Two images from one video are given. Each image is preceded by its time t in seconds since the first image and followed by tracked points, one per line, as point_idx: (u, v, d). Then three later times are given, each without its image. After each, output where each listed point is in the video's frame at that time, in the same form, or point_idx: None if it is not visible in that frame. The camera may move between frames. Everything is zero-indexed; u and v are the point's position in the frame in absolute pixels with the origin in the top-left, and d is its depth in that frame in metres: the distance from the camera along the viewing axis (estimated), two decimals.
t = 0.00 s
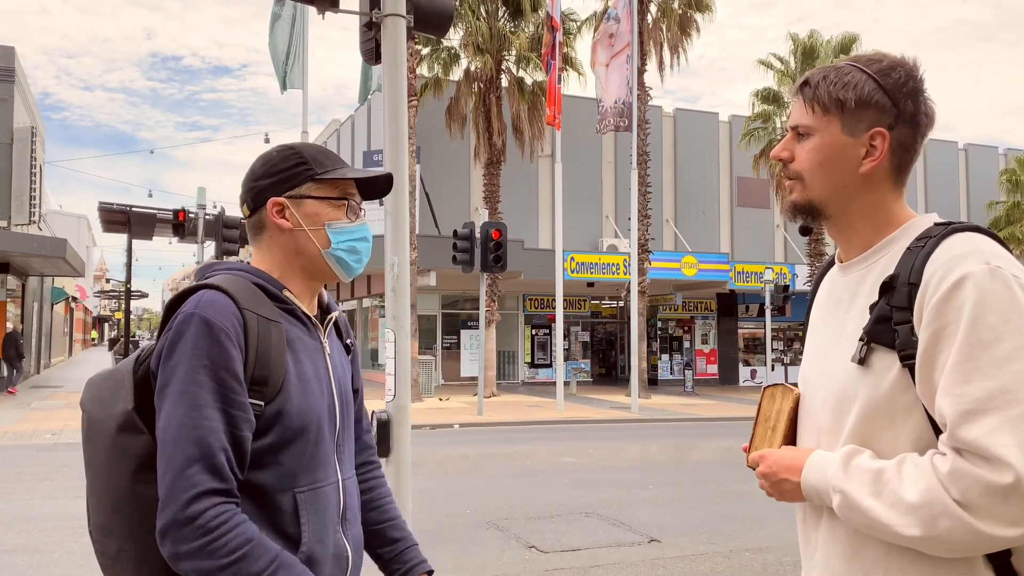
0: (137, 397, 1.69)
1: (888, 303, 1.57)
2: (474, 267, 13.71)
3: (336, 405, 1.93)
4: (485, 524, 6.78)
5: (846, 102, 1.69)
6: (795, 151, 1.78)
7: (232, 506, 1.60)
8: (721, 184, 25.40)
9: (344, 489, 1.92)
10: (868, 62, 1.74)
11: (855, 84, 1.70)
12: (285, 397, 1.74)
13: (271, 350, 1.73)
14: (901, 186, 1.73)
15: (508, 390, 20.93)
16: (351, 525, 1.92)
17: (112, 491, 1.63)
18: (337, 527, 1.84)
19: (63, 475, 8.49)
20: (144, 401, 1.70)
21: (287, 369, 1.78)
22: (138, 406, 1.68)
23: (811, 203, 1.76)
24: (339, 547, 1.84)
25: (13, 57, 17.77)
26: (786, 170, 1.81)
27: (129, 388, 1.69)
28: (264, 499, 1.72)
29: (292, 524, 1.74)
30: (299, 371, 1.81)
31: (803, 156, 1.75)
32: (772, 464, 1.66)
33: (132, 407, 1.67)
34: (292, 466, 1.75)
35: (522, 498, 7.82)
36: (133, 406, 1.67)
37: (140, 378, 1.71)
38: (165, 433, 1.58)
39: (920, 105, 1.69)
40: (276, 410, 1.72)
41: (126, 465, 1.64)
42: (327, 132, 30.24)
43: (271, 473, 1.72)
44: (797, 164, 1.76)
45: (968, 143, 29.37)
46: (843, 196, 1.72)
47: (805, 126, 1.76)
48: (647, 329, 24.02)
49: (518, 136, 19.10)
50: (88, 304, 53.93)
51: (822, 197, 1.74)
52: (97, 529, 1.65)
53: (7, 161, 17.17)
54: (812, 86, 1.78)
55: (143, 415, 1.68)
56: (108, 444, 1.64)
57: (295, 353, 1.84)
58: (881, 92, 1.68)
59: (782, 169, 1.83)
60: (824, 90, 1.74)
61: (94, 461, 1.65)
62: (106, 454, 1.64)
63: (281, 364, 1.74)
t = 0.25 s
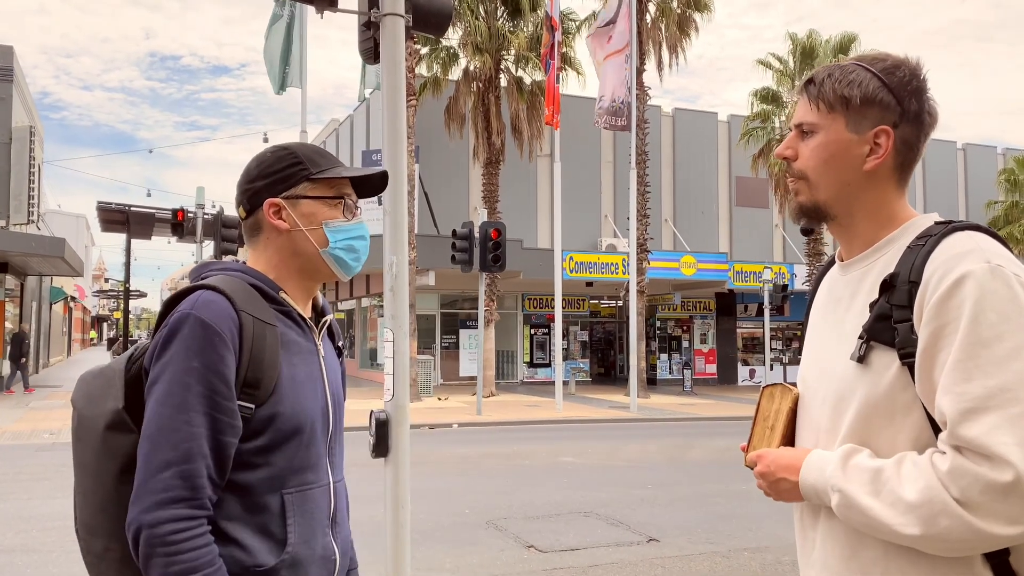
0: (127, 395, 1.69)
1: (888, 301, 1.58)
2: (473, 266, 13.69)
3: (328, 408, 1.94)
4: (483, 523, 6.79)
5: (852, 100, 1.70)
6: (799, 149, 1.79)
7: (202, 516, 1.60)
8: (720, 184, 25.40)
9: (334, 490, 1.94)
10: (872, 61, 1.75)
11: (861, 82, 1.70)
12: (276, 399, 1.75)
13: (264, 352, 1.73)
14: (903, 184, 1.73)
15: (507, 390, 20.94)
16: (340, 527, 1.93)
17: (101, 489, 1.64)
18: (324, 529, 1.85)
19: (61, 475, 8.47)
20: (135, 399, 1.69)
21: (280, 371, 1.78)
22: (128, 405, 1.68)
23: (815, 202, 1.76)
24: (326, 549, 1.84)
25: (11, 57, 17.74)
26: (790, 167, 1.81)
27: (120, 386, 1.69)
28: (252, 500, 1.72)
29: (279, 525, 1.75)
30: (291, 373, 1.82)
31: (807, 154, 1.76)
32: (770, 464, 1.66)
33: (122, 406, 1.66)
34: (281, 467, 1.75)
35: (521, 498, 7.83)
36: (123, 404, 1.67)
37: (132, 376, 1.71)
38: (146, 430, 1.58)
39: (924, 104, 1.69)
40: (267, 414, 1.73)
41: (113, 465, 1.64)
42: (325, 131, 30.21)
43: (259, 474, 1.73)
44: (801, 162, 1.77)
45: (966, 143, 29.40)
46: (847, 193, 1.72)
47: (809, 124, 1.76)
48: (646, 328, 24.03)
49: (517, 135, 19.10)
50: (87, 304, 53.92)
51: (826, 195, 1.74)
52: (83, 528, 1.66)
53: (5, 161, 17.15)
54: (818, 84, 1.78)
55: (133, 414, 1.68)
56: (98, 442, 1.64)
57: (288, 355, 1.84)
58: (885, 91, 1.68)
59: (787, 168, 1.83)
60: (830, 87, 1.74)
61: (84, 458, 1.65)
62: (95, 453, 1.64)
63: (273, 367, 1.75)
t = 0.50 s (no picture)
0: (120, 397, 1.69)
1: (880, 300, 1.58)
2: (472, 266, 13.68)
3: (318, 409, 1.94)
4: (482, 523, 6.79)
5: (863, 93, 1.70)
6: (807, 142, 1.78)
7: (204, 516, 1.60)
8: (718, 183, 25.41)
9: (324, 491, 1.93)
10: (883, 60, 1.76)
11: (872, 78, 1.71)
12: (267, 401, 1.75)
13: (255, 352, 1.74)
14: (908, 184, 1.73)
15: (505, 390, 20.94)
16: (329, 528, 1.93)
17: (93, 490, 1.63)
18: (315, 531, 1.85)
19: (60, 475, 8.47)
20: (128, 401, 1.69)
21: (270, 372, 1.79)
22: (121, 406, 1.67)
23: (819, 193, 1.76)
24: (317, 550, 1.84)
25: (10, 56, 17.73)
26: (797, 161, 1.81)
27: (112, 388, 1.68)
28: (243, 501, 1.72)
29: (269, 526, 1.75)
30: (282, 374, 1.83)
31: (814, 147, 1.76)
32: (697, 438, 1.60)
33: (115, 407, 1.66)
34: (273, 468, 1.75)
35: (519, 498, 7.83)
36: (116, 406, 1.66)
37: (124, 378, 1.71)
38: (143, 433, 1.57)
39: (931, 106, 1.70)
40: (258, 414, 1.73)
41: (107, 465, 1.64)
42: (324, 131, 30.19)
43: (249, 475, 1.72)
44: (808, 154, 1.77)
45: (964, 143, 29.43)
46: (852, 186, 1.72)
47: (819, 116, 1.76)
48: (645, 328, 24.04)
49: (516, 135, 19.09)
50: (85, 304, 53.84)
51: (830, 188, 1.74)
52: (73, 528, 1.66)
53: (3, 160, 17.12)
54: (829, 79, 1.79)
55: (126, 415, 1.67)
56: (90, 443, 1.63)
57: (278, 356, 1.85)
58: (895, 88, 1.68)
59: (794, 161, 1.83)
60: (842, 82, 1.75)
61: (74, 459, 1.65)
62: (86, 453, 1.64)
63: (264, 368, 1.75)
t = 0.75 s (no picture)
0: (115, 397, 1.69)
1: (870, 297, 1.57)
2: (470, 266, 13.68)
3: (313, 407, 1.94)
4: (480, 523, 6.79)
5: (868, 91, 1.70)
6: (811, 140, 1.78)
7: (204, 515, 1.60)
8: (716, 183, 25.42)
9: (322, 489, 1.93)
10: (887, 64, 1.77)
11: (876, 78, 1.71)
12: (262, 398, 1.75)
13: (248, 350, 1.75)
14: (912, 185, 1.74)
15: (503, 390, 20.94)
16: (327, 526, 1.93)
17: (90, 491, 1.64)
18: (313, 527, 1.84)
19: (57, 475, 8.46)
20: (122, 401, 1.70)
21: (264, 368, 1.79)
22: (116, 406, 1.68)
23: (824, 189, 1.75)
24: (315, 546, 1.84)
25: (8, 56, 17.72)
26: (800, 158, 1.81)
27: (107, 389, 1.69)
28: (239, 499, 1.72)
29: (265, 523, 1.75)
30: (275, 371, 1.83)
31: (818, 144, 1.75)
32: (654, 400, 1.53)
33: (110, 408, 1.66)
34: (269, 465, 1.75)
35: (517, 498, 7.83)
36: (111, 406, 1.67)
37: (118, 378, 1.71)
38: (139, 434, 1.57)
39: (935, 109, 1.71)
40: (253, 412, 1.73)
41: (103, 465, 1.64)
42: (322, 131, 30.18)
43: (245, 473, 1.73)
44: (811, 152, 1.77)
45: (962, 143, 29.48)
46: (855, 183, 1.72)
47: (824, 114, 1.76)
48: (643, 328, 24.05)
49: (514, 135, 19.08)
50: (83, 304, 53.83)
51: (833, 185, 1.74)
52: (70, 529, 1.66)
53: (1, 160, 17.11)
54: (835, 80, 1.79)
55: (121, 415, 1.68)
56: (86, 443, 1.64)
57: (272, 352, 1.85)
58: (900, 88, 1.69)
59: (796, 158, 1.83)
60: (847, 82, 1.75)
61: (70, 461, 1.65)
62: (83, 454, 1.64)
63: (258, 365, 1.75)
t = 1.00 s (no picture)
0: (113, 398, 1.68)
1: (870, 296, 1.55)
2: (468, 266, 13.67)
3: (313, 406, 1.93)
4: (479, 523, 6.78)
5: (863, 94, 1.69)
6: (808, 143, 1.77)
7: (204, 516, 1.59)
8: (715, 184, 25.43)
9: (323, 488, 1.92)
10: (883, 65, 1.75)
11: (871, 80, 1.70)
12: (261, 397, 1.74)
13: (247, 349, 1.73)
14: (910, 185, 1.73)
15: (502, 390, 20.92)
16: (328, 525, 1.91)
17: (88, 493, 1.62)
18: (315, 526, 1.83)
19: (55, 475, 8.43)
20: (120, 401, 1.68)
21: (264, 368, 1.78)
22: (115, 408, 1.67)
23: (821, 193, 1.75)
24: (317, 546, 1.83)
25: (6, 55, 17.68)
26: (798, 161, 1.80)
27: (105, 390, 1.68)
28: (238, 499, 1.71)
29: (266, 522, 1.74)
30: (274, 370, 1.81)
31: (816, 148, 1.75)
32: (663, 416, 1.54)
33: (108, 409, 1.65)
34: (269, 464, 1.74)
35: (516, 498, 7.82)
36: (109, 406, 1.66)
37: (116, 379, 1.70)
38: (137, 434, 1.56)
39: (931, 108, 1.70)
40: (252, 411, 1.72)
41: (102, 467, 1.63)
42: (321, 131, 30.16)
43: (246, 472, 1.71)
44: (809, 155, 1.76)
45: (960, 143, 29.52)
46: (852, 186, 1.71)
47: (820, 117, 1.75)
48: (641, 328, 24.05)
49: (512, 135, 19.06)
50: (81, 305, 53.77)
51: (832, 187, 1.73)
52: (69, 531, 1.64)
53: None
54: (830, 82, 1.78)
55: (119, 416, 1.67)
56: (83, 445, 1.63)
57: (271, 351, 1.84)
58: (895, 90, 1.68)
59: (794, 160, 1.82)
60: (842, 84, 1.74)
61: (68, 462, 1.64)
62: (80, 455, 1.63)
63: (257, 364, 1.74)
